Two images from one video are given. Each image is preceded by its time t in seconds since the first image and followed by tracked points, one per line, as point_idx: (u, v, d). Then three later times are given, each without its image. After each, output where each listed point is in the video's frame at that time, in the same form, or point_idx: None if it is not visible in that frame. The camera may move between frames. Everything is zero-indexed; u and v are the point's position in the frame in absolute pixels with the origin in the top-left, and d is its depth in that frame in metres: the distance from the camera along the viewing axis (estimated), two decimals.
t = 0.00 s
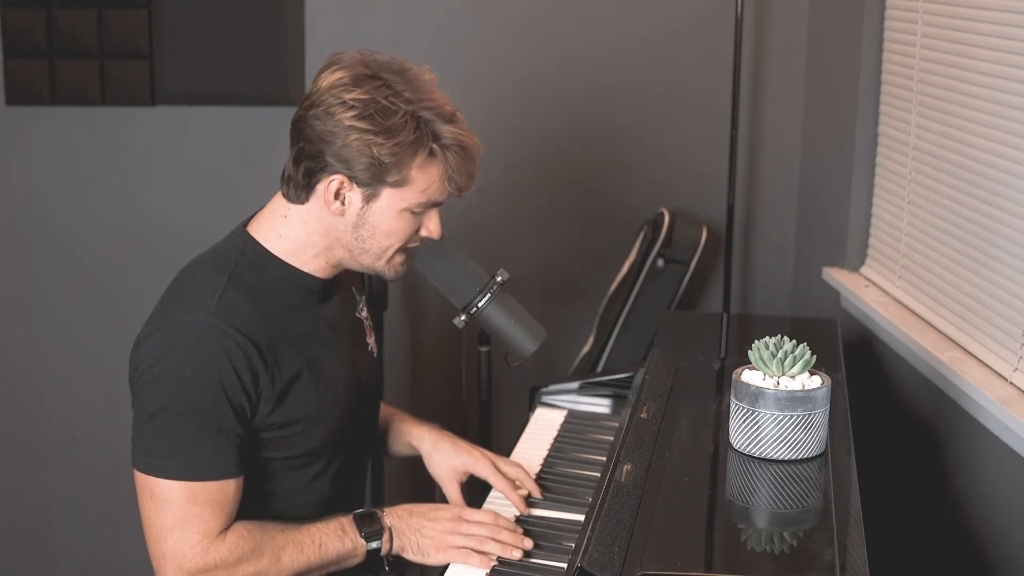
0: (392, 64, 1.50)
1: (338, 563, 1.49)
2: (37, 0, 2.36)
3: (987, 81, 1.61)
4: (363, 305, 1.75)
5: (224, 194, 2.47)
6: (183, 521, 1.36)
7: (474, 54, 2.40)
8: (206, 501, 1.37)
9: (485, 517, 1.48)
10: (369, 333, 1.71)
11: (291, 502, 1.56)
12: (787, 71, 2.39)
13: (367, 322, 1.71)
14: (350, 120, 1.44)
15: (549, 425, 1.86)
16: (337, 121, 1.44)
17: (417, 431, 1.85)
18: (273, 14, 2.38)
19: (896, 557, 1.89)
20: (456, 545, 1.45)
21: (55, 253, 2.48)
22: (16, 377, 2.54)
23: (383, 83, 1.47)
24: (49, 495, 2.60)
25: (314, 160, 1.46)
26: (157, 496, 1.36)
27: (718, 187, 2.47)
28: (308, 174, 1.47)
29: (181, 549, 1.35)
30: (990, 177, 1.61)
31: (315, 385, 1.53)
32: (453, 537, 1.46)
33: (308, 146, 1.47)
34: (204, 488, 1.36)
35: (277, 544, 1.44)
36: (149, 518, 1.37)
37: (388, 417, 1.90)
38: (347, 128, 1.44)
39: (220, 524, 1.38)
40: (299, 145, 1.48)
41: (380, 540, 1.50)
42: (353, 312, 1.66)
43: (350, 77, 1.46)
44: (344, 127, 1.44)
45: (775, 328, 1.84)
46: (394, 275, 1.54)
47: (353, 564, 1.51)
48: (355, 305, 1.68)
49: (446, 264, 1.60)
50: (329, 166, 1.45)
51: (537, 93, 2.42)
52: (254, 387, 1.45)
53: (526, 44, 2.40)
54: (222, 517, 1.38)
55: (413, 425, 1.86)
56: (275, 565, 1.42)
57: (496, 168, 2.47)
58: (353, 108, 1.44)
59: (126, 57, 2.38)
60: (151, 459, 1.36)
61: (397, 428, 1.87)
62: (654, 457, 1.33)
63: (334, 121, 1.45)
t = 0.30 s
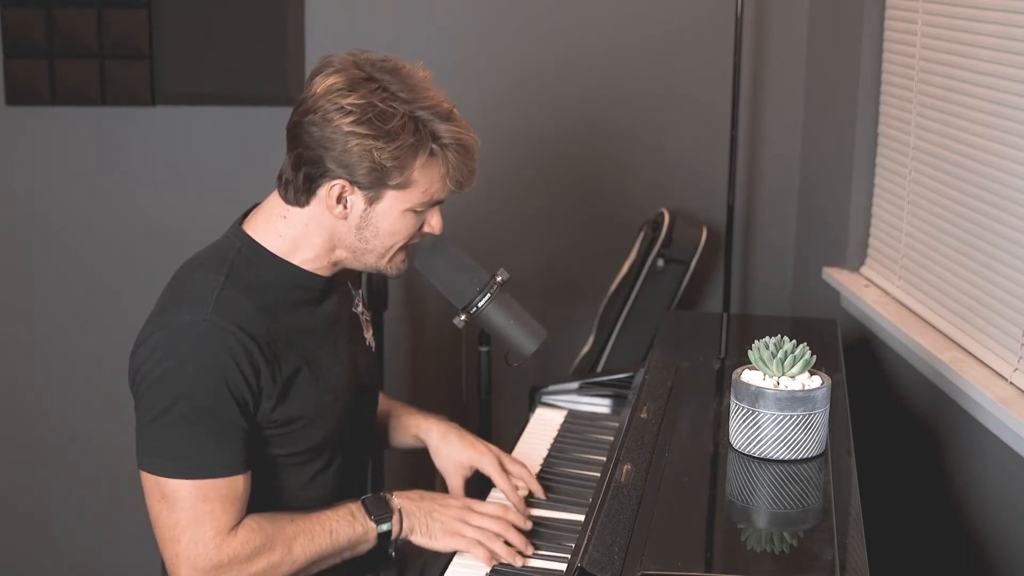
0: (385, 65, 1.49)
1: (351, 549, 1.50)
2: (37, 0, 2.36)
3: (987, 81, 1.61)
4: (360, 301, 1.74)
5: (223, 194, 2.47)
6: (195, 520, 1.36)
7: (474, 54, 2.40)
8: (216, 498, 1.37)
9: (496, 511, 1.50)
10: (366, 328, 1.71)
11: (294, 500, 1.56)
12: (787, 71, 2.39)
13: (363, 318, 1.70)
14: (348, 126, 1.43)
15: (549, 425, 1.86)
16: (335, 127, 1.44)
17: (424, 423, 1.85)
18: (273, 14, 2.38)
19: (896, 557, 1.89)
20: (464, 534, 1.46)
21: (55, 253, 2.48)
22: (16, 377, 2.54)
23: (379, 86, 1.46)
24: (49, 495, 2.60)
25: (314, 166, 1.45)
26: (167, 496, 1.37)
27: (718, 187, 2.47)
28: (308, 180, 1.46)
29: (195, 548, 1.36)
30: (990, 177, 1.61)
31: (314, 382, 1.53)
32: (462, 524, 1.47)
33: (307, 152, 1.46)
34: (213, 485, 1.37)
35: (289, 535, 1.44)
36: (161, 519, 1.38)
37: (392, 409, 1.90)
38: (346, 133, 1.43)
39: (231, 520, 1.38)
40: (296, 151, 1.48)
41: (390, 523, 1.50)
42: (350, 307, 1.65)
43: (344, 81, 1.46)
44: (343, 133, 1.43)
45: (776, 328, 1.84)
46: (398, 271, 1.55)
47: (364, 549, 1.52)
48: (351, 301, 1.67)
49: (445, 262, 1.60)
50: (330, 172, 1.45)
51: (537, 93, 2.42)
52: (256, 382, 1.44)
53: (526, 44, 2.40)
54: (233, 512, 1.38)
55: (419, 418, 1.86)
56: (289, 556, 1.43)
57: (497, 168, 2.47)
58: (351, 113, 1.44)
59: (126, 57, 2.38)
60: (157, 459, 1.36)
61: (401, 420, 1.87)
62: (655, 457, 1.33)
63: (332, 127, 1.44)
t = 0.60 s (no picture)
0: (384, 67, 1.49)
1: (351, 552, 1.50)
2: (37, 0, 2.36)
3: (987, 81, 1.61)
4: (360, 303, 1.74)
5: (223, 194, 2.47)
6: (193, 521, 1.36)
7: (474, 54, 2.40)
8: (215, 500, 1.37)
9: (497, 512, 1.48)
10: (366, 330, 1.71)
11: (293, 502, 1.56)
12: (787, 70, 2.39)
13: (364, 320, 1.70)
14: (348, 129, 1.43)
15: (549, 425, 1.86)
16: (335, 131, 1.44)
17: (422, 424, 1.84)
18: (273, 14, 2.38)
19: (896, 557, 1.89)
20: (465, 537, 1.45)
21: (55, 253, 2.48)
22: (16, 377, 2.54)
23: (378, 89, 1.46)
24: (49, 495, 2.60)
25: (314, 169, 1.45)
26: (165, 498, 1.37)
27: (718, 187, 2.47)
28: (308, 182, 1.46)
29: (193, 550, 1.36)
30: (990, 178, 1.61)
31: (314, 384, 1.53)
32: (464, 528, 1.46)
33: (306, 155, 1.46)
34: (212, 487, 1.37)
35: (288, 538, 1.44)
36: (159, 520, 1.38)
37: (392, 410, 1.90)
38: (345, 137, 1.43)
39: (229, 522, 1.38)
40: (296, 154, 1.48)
41: (391, 528, 1.50)
42: (349, 310, 1.64)
43: (344, 84, 1.45)
44: (342, 137, 1.43)
45: (776, 328, 1.84)
46: (400, 272, 1.55)
47: (365, 552, 1.52)
48: (351, 303, 1.67)
49: (446, 263, 1.61)
50: (330, 175, 1.45)
51: (537, 93, 2.42)
52: (255, 384, 1.44)
53: (526, 44, 2.40)
54: (231, 515, 1.38)
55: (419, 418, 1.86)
56: (288, 560, 1.43)
57: (497, 168, 2.47)
58: (350, 117, 1.43)
59: (126, 57, 2.38)
60: (157, 461, 1.36)
61: (400, 421, 1.87)
62: (654, 457, 1.33)
63: (331, 131, 1.44)
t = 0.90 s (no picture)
0: (382, 62, 1.50)
1: (354, 553, 1.49)
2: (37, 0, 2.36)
3: (987, 81, 1.61)
4: (361, 304, 1.74)
5: (223, 194, 2.47)
6: (196, 522, 1.36)
7: (474, 54, 2.40)
8: (217, 500, 1.37)
9: (499, 511, 1.48)
10: (367, 331, 1.71)
11: (294, 502, 1.56)
12: (787, 71, 2.39)
13: (364, 321, 1.70)
14: (345, 123, 1.43)
15: (549, 425, 1.86)
16: (332, 125, 1.44)
17: (421, 428, 1.85)
18: (273, 14, 2.38)
19: (896, 557, 1.89)
20: (467, 537, 1.45)
21: (55, 253, 2.48)
22: (16, 377, 2.54)
23: (376, 84, 1.47)
24: (49, 495, 2.60)
25: (311, 164, 1.45)
26: (168, 499, 1.37)
27: (718, 187, 2.47)
28: (306, 178, 1.46)
29: (196, 550, 1.36)
30: (990, 177, 1.61)
31: (314, 385, 1.53)
32: (466, 527, 1.46)
33: (304, 150, 1.46)
34: (214, 487, 1.37)
35: (291, 539, 1.44)
36: (162, 522, 1.38)
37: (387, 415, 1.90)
38: (343, 131, 1.43)
39: (232, 523, 1.38)
40: (294, 150, 1.48)
41: (394, 529, 1.50)
42: (350, 311, 1.65)
43: (342, 79, 1.46)
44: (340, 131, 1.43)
45: (776, 328, 1.84)
46: (399, 268, 1.55)
47: (369, 553, 1.52)
48: (352, 305, 1.67)
49: (445, 262, 1.60)
50: (328, 170, 1.45)
51: (537, 93, 2.42)
52: (256, 384, 1.44)
53: (525, 45, 2.40)
54: (234, 515, 1.38)
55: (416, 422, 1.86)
56: (291, 560, 1.42)
57: (497, 168, 2.47)
58: (348, 111, 1.44)
59: (126, 57, 2.38)
60: (157, 462, 1.36)
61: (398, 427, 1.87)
62: (654, 457, 1.33)
63: (329, 125, 1.44)
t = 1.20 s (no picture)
0: (376, 60, 1.50)
1: (354, 555, 1.49)
2: (37, 0, 2.36)
3: (987, 81, 1.61)
4: (361, 304, 1.74)
5: (223, 194, 2.47)
6: (196, 521, 1.36)
7: (474, 54, 2.40)
8: (217, 499, 1.37)
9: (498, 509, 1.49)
10: (367, 331, 1.70)
11: (292, 502, 1.56)
12: (787, 71, 2.39)
13: (364, 321, 1.71)
14: (340, 121, 1.44)
15: (549, 425, 1.86)
16: (327, 123, 1.44)
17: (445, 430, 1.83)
18: (273, 14, 2.38)
19: (896, 557, 1.89)
20: (467, 536, 1.46)
21: (55, 253, 2.48)
22: (16, 377, 2.54)
23: (369, 81, 1.47)
24: (49, 495, 2.60)
25: (307, 163, 1.46)
26: (168, 498, 1.37)
27: (718, 188, 2.47)
28: (303, 177, 1.46)
29: (196, 549, 1.36)
30: (990, 177, 1.61)
31: (313, 385, 1.53)
32: (466, 526, 1.47)
33: (300, 149, 1.46)
34: (214, 486, 1.37)
35: (292, 539, 1.44)
36: (162, 521, 1.38)
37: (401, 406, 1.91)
38: (338, 128, 1.44)
39: (233, 521, 1.38)
40: (290, 149, 1.48)
41: (394, 531, 1.50)
42: (350, 311, 1.65)
43: (336, 77, 1.46)
44: (335, 128, 1.44)
45: (776, 328, 1.84)
46: (397, 267, 1.55)
47: (369, 555, 1.51)
48: (352, 305, 1.67)
49: (445, 262, 1.62)
50: (324, 168, 1.45)
51: (537, 93, 2.42)
52: (255, 383, 1.44)
53: (526, 45, 2.40)
54: (234, 514, 1.38)
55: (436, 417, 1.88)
56: (291, 560, 1.42)
57: (497, 168, 2.47)
58: (342, 108, 1.44)
59: (126, 57, 2.38)
60: (156, 461, 1.36)
61: (410, 421, 1.88)
62: (654, 457, 1.33)
63: (324, 123, 1.44)
